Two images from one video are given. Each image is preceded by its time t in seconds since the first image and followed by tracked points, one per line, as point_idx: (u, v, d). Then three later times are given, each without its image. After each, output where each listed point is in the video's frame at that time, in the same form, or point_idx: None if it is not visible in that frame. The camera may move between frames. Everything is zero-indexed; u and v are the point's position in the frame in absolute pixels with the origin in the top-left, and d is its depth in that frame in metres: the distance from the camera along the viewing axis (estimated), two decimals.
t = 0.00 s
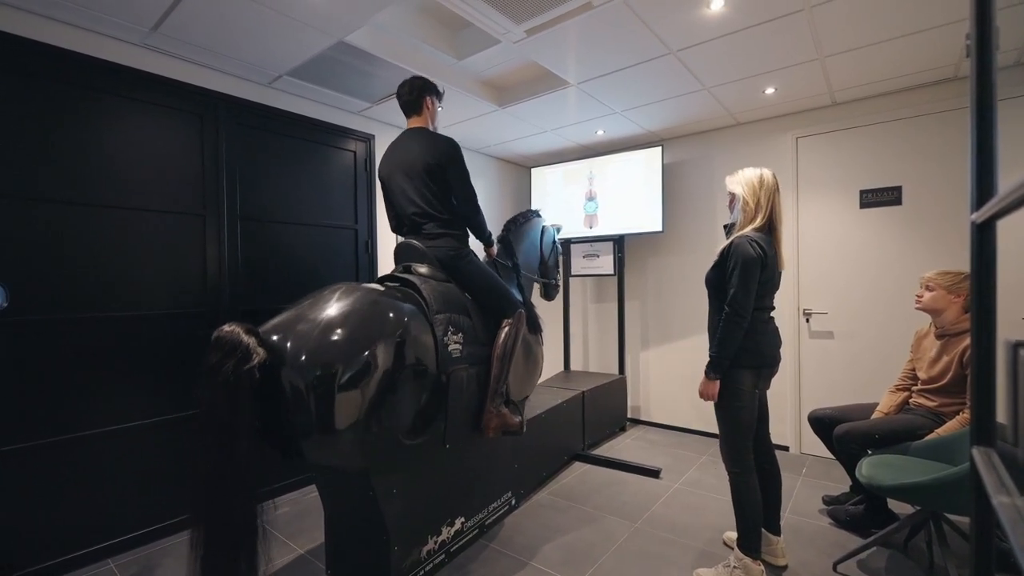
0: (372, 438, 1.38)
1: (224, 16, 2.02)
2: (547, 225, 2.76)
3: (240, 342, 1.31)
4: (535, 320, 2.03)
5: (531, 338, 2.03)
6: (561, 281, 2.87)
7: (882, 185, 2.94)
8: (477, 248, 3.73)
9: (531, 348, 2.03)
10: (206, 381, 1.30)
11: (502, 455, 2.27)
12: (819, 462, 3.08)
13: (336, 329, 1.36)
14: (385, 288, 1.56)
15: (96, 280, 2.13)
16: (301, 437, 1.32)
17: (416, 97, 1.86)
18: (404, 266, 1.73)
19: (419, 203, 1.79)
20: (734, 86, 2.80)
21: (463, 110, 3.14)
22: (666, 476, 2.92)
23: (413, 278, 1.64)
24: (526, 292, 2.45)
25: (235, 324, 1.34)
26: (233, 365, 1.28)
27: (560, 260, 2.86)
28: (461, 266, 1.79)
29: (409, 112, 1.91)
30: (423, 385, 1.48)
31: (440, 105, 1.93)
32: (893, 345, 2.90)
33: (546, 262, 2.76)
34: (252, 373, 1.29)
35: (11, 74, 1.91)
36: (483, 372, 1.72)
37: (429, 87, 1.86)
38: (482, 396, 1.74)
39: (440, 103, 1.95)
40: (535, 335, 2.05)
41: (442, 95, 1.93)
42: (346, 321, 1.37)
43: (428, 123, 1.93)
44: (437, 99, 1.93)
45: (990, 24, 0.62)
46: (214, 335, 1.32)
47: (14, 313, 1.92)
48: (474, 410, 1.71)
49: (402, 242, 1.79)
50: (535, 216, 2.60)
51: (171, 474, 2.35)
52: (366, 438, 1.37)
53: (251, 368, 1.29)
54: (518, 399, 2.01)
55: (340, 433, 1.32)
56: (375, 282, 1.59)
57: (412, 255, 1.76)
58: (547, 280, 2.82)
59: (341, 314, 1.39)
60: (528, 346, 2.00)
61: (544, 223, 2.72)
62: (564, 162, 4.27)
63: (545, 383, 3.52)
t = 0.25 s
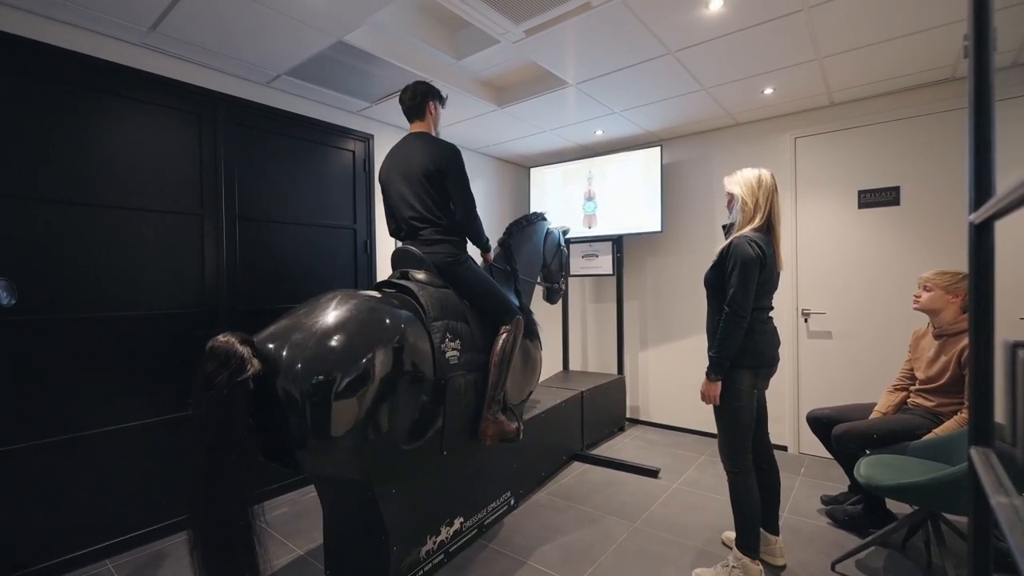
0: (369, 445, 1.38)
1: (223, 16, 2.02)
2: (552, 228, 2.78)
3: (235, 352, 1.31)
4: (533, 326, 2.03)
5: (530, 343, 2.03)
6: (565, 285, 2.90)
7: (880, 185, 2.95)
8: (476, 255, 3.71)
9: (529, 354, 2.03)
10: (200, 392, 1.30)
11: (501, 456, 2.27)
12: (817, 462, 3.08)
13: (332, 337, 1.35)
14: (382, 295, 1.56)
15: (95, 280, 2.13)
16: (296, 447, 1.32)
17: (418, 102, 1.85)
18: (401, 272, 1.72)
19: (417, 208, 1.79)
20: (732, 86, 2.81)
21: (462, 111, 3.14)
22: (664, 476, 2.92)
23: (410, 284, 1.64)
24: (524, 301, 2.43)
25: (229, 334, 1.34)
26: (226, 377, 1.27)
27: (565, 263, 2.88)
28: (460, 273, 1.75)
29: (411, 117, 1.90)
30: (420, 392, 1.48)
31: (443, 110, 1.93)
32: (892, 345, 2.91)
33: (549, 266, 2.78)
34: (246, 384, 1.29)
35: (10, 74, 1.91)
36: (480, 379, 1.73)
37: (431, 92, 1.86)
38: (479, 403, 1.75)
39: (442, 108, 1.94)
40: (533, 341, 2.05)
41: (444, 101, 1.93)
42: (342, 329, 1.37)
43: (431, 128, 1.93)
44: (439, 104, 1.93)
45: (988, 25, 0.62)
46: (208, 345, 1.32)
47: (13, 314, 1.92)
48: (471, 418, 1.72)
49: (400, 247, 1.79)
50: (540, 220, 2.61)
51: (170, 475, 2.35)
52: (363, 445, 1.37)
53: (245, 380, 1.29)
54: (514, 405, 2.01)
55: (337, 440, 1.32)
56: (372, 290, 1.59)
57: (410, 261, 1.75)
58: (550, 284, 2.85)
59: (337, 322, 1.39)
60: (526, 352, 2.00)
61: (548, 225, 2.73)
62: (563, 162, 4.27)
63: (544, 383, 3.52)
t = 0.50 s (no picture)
0: (370, 431, 1.37)
1: (220, 16, 2.01)
2: (550, 223, 2.76)
3: (240, 331, 1.32)
4: (532, 317, 2.04)
5: (528, 335, 2.03)
6: (563, 279, 2.88)
7: (877, 186, 2.96)
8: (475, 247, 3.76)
9: (528, 345, 2.03)
10: (204, 371, 1.30)
11: (499, 456, 2.27)
12: (815, 462, 3.09)
13: (334, 321, 1.35)
14: (383, 282, 1.56)
15: (92, 281, 2.12)
16: (299, 429, 1.32)
17: (418, 91, 1.86)
18: (401, 260, 1.72)
19: (413, 200, 1.78)
20: (729, 87, 2.81)
21: (460, 111, 3.14)
22: (662, 476, 2.92)
23: (410, 271, 1.64)
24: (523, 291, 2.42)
25: (234, 315, 1.35)
26: (232, 354, 1.28)
27: (564, 258, 2.86)
28: (460, 262, 1.77)
29: (410, 107, 1.90)
30: (421, 378, 1.48)
31: (442, 101, 1.94)
32: (889, 345, 2.92)
33: (548, 260, 2.77)
34: (251, 363, 1.29)
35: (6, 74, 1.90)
36: (481, 366, 1.72)
37: (431, 82, 1.86)
38: (480, 390, 1.73)
39: (441, 98, 1.95)
40: (532, 333, 2.05)
41: (444, 91, 1.93)
42: (344, 314, 1.37)
43: (429, 118, 1.93)
44: (438, 94, 1.93)
45: (985, 27, 0.62)
46: (213, 326, 1.33)
47: (8, 315, 1.91)
48: (474, 404, 1.70)
49: (399, 237, 1.79)
50: (537, 215, 2.61)
51: (167, 477, 2.34)
52: (364, 432, 1.36)
53: (250, 358, 1.30)
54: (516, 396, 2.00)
55: (338, 425, 1.31)
56: (374, 276, 1.59)
57: (409, 251, 1.75)
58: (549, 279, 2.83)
59: (339, 306, 1.39)
60: (525, 343, 2.00)
61: (546, 220, 2.73)
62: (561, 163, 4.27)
63: (542, 384, 3.52)
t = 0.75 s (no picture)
0: (367, 431, 1.37)
1: (217, 16, 2.00)
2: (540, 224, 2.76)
3: (235, 332, 1.31)
4: (528, 315, 2.04)
5: (525, 333, 2.03)
6: (554, 279, 2.88)
7: (874, 187, 2.97)
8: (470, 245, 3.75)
9: (524, 343, 2.03)
10: (200, 373, 1.29)
11: (497, 457, 2.27)
12: (813, 462, 3.09)
13: (330, 323, 1.35)
14: (379, 283, 1.55)
15: (88, 282, 2.11)
16: (296, 430, 1.31)
17: (413, 92, 1.86)
18: (396, 261, 1.72)
19: (409, 202, 1.79)
20: (727, 88, 2.82)
21: (458, 112, 3.14)
22: (660, 477, 2.92)
23: (405, 272, 1.64)
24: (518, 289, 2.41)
25: (229, 316, 1.34)
26: (228, 355, 1.26)
27: (553, 257, 2.87)
28: (451, 260, 1.81)
29: (407, 108, 1.90)
30: (418, 378, 1.47)
31: (438, 102, 1.93)
32: (886, 346, 2.92)
33: (539, 260, 2.77)
34: (247, 364, 1.29)
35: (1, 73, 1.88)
36: (478, 365, 1.72)
37: (427, 83, 1.87)
38: (478, 390, 1.73)
39: (438, 100, 1.95)
40: (528, 331, 2.05)
41: (440, 93, 1.93)
42: (340, 315, 1.37)
43: (425, 120, 1.93)
44: (435, 96, 1.93)
45: (981, 28, 0.63)
46: (207, 328, 1.32)
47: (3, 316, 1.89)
48: (472, 403, 1.70)
49: (394, 238, 1.79)
50: (525, 216, 2.58)
51: (164, 478, 2.33)
52: (361, 433, 1.36)
53: (246, 359, 1.28)
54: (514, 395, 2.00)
55: (335, 427, 1.31)
56: (369, 277, 1.58)
57: (403, 251, 1.76)
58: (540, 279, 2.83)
59: (335, 307, 1.38)
60: (522, 342, 2.00)
61: (536, 221, 2.73)
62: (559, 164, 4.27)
63: (540, 385, 3.51)
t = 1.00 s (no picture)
0: (360, 447, 1.36)
1: (212, 16, 1.99)
2: (525, 230, 2.75)
3: (218, 355, 1.30)
4: (520, 322, 2.04)
5: (517, 340, 2.03)
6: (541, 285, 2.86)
7: (868, 188, 2.99)
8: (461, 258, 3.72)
9: (517, 350, 2.03)
10: (184, 397, 1.28)
11: (493, 458, 2.26)
12: (808, 462, 3.11)
13: (318, 341, 1.34)
14: (367, 298, 1.55)
15: (82, 283, 2.09)
16: (285, 450, 1.31)
17: (406, 105, 1.85)
18: (384, 275, 1.71)
19: (397, 213, 1.78)
20: (723, 89, 2.83)
21: (454, 112, 3.14)
22: (657, 477, 2.93)
23: (394, 286, 1.63)
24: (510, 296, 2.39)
25: (212, 338, 1.33)
26: (210, 378, 1.26)
27: (539, 263, 2.86)
28: (440, 273, 1.78)
29: (400, 121, 1.90)
30: (409, 393, 1.47)
31: (431, 115, 1.93)
32: (881, 346, 2.94)
33: (527, 267, 2.76)
34: (230, 387, 1.28)
35: None
36: (471, 376, 1.71)
37: (420, 96, 1.86)
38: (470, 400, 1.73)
39: (430, 113, 1.94)
40: (521, 337, 2.05)
41: (434, 105, 1.92)
42: (328, 332, 1.36)
43: (418, 133, 1.92)
44: (428, 109, 1.92)
45: (975, 30, 0.63)
46: (191, 351, 1.31)
47: None
48: (466, 414, 1.69)
49: (382, 251, 1.78)
50: (513, 222, 2.60)
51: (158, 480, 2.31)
52: (352, 450, 1.35)
53: (229, 382, 1.28)
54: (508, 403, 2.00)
55: (326, 446, 1.30)
56: (357, 292, 1.58)
57: (391, 264, 1.76)
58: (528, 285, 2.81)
59: (322, 325, 1.38)
60: (515, 348, 2.00)
61: (522, 228, 2.72)
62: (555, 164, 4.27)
63: (537, 385, 3.51)
